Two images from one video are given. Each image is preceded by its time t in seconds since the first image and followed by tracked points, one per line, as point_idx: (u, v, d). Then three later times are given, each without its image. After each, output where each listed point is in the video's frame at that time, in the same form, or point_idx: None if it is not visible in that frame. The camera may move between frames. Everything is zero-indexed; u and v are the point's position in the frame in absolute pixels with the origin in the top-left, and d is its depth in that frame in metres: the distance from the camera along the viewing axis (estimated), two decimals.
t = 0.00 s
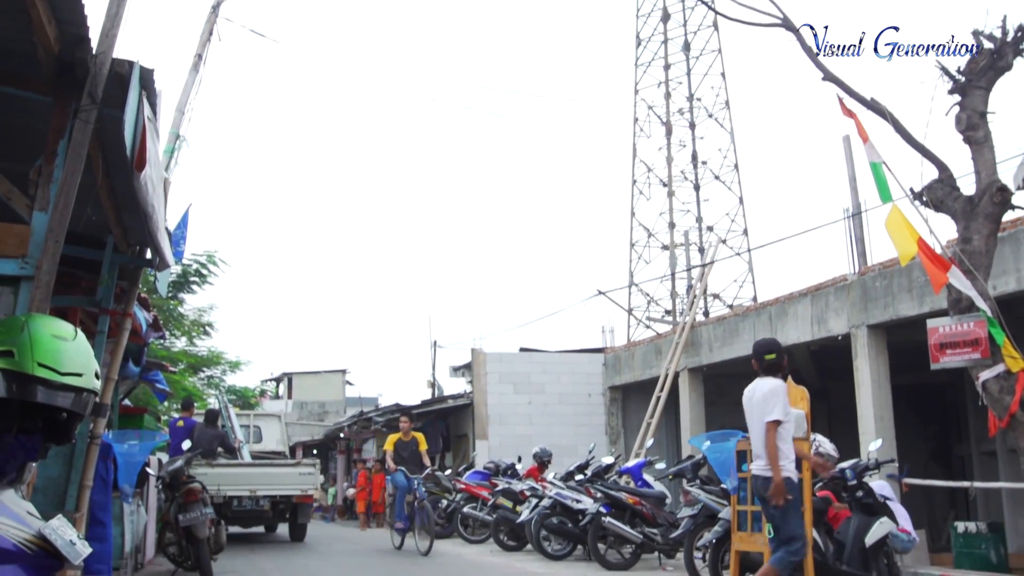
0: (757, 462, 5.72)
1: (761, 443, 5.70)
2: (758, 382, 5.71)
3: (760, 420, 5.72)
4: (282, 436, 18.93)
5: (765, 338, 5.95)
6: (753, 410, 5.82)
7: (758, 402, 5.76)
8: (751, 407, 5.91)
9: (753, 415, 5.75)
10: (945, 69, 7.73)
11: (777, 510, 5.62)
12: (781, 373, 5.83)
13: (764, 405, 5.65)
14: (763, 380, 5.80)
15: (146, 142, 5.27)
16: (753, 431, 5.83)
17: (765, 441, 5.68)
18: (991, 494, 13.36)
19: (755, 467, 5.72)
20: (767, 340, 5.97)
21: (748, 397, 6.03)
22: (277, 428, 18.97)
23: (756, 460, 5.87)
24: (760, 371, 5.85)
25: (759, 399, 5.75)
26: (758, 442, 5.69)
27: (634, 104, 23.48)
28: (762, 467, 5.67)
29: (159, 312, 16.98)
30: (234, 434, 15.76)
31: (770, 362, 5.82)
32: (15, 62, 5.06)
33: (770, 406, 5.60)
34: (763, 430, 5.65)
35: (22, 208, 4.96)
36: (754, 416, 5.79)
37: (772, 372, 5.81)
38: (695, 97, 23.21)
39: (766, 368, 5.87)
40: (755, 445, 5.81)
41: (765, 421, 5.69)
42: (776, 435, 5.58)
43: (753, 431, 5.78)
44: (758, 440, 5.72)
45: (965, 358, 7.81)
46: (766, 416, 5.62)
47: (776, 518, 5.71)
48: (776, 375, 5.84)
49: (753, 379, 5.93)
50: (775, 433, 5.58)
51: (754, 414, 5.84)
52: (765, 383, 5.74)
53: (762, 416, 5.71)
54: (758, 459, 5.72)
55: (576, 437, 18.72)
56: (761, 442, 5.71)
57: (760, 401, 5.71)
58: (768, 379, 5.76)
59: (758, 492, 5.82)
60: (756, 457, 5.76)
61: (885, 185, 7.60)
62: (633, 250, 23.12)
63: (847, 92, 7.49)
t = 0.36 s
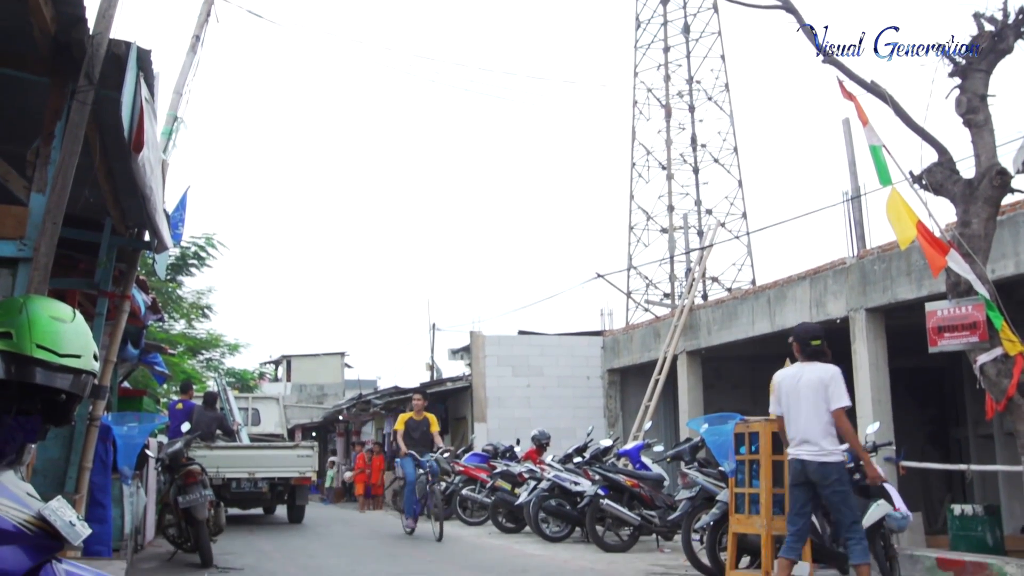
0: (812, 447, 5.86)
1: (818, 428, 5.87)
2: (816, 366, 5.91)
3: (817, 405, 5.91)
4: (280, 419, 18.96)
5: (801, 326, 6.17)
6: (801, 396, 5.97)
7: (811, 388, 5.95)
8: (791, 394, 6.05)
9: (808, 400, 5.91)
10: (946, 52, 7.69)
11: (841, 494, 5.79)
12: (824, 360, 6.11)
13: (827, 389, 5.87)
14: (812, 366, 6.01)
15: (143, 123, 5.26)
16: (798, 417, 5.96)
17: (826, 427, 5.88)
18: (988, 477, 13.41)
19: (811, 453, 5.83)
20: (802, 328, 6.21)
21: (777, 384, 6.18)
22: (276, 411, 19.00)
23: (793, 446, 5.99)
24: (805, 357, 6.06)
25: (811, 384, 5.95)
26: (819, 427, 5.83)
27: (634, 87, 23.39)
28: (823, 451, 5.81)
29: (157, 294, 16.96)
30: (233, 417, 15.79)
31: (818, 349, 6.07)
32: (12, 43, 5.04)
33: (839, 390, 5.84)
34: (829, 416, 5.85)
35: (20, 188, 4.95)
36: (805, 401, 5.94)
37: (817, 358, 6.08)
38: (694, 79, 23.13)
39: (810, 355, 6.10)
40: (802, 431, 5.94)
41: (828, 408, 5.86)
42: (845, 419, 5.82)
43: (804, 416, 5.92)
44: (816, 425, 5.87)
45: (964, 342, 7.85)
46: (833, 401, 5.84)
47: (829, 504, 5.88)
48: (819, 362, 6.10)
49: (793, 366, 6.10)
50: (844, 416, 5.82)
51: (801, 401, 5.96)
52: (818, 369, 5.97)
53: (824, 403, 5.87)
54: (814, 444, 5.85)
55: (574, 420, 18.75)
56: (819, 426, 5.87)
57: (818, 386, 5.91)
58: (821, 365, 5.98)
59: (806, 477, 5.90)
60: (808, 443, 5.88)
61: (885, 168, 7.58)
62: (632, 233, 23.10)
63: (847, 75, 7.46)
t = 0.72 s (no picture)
0: (865, 430, 5.71)
1: (872, 410, 5.73)
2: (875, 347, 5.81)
3: (869, 387, 5.80)
4: (279, 402, 18.98)
5: (845, 307, 6.01)
6: (853, 376, 5.82)
7: (862, 370, 5.84)
8: (839, 373, 5.88)
9: (863, 380, 5.78)
10: (946, 36, 7.66)
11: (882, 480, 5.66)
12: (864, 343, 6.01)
13: (881, 372, 5.80)
14: (861, 348, 5.89)
15: (141, 106, 5.25)
16: (849, 397, 5.79)
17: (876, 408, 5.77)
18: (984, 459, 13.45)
19: (864, 435, 5.68)
20: (844, 310, 6.07)
21: (820, 362, 5.97)
22: (274, 394, 19.03)
23: (838, 428, 5.78)
24: (853, 338, 5.93)
25: (863, 366, 5.84)
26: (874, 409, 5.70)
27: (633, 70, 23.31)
28: (876, 434, 5.68)
29: (156, 278, 16.94)
30: (232, 400, 15.81)
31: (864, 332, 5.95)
32: (8, 24, 5.02)
33: (892, 375, 5.79)
34: (881, 398, 5.77)
35: (17, 171, 4.93)
36: (857, 383, 5.79)
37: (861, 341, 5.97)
38: (694, 63, 23.04)
39: (856, 337, 5.94)
40: (852, 411, 5.77)
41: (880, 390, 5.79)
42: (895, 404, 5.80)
43: (858, 396, 5.76)
44: (869, 407, 5.74)
45: (961, 326, 7.86)
46: (884, 384, 5.78)
47: (869, 490, 5.70)
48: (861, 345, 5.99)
49: (840, 346, 5.92)
50: (894, 401, 5.78)
51: (853, 379, 5.82)
52: (869, 351, 5.87)
53: (878, 384, 5.79)
54: (866, 427, 5.71)
55: (573, 403, 18.78)
56: (870, 408, 5.75)
57: (872, 368, 5.80)
58: (871, 348, 5.88)
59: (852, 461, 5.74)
60: (859, 425, 5.73)
61: (884, 152, 7.57)
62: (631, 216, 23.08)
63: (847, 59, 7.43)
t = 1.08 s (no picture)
0: (881, 415, 5.83)
1: (888, 397, 5.83)
2: (891, 336, 5.89)
3: (886, 373, 5.89)
4: (275, 383, 18.99)
5: (868, 293, 6.07)
6: (870, 363, 5.91)
7: (880, 357, 5.93)
8: (856, 359, 5.97)
9: (880, 367, 5.87)
10: (944, 17, 7.63)
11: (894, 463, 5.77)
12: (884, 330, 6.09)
13: (898, 360, 5.88)
14: (880, 335, 5.97)
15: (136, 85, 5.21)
16: (867, 382, 5.89)
17: (891, 394, 5.86)
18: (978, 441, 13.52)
19: (879, 420, 5.79)
20: (867, 296, 6.12)
21: (838, 347, 6.05)
22: (271, 375, 19.03)
23: (854, 413, 5.90)
24: (874, 325, 6.00)
25: (881, 353, 5.92)
26: (890, 396, 5.81)
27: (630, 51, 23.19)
28: (892, 419, 5.80)
29: (152, 259, 16.89)
30: (228, 381, 15.80)
31: (885, 319, 6.02)
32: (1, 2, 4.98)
33: (909, 362, 5.87)
34: (895, 385, 5.86)
35: (12, 152, 4.90)
36: (874, 369, 5.89)
37: (881, 327, 6.04)
38: (692, 44, 22.91)
39: (876, 323, 6.01)
40: (868, 397, 5.88)
41: (896, 377, 5.87)
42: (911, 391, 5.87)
43: (874, 382, 5.86)
44: (885, 393, 5.84)
45: (957, 308, 7.86)
46: (901, 372, 5.87)
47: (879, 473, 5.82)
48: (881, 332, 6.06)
49: (859, 332, 6.00)
50: (909, 388, 5.86)
51: (870, 366, 5.91)
52: (887, 338, 5.95)
53: (893, 371, 5.88)
54: (882, 412, 5.83)
55: (569, 384, 18.82)
56: (885, 395, 5.86)
57: (889, 355, 5.89)
58: (889, 335, 5.96)
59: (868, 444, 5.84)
60: (876, 411, 5.84)
61: (881, 134, 7.57)
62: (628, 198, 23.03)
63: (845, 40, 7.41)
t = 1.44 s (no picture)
0: (878, 409, 5.90)
1: (883, 391, 5.88)
2: (884, 332, 5.91)
3: (882, 367, 5.92)
4: (260, 369, 18.94)
5: (872, 288, 6.08)
6: (866, 358, 5.98)
7: (877, 351, 5.96)
8: (855, 355, 6.05)
9: (874, 361, 5.92)
10: (931, 4, 7.64)
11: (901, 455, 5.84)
12: (891, 323, 6.08)
13: (893, 354, 5.88)
14: (880, 329, 6.00)
15: (119, 68, 5.21)
16: (864, 377, 5.98)
17: (887, 388, 5.89)
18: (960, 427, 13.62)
19: (875, 415, 5.88)
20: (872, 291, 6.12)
21: (842, 343, 6.15)
22: (255, 361, 18.98)
23: (855, 407, 6.00)
24: (874, 320, 6.03)
25: (878, 347, 5.96)
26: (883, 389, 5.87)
27: (617, 37, 23.13)
28: (887, 413, 5.85)
29: (136, 244, 16.78)
30: (212, 366, 15.75)
31: (887, 313, 6.02)
32: None
33: (904, 355, 5.85)
34: (889, 379, 5.88)
35: None
36: (870, 363, 5.95)
37: (885, 321, 6.04)
38: (679, 30, 22.86)
39: (878, 318, 6.04)
40: (866, 391, 5.96)
41: (892, 370, 5.88)
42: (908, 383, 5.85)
43: (870, 376, 5.93)
44: (881, 388, 5.90)
45: (940, 295, 7.82)
46: (897, 365, 5.87)
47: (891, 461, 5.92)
48: (886, 326, 6.06)
49: (859, 327, 6.06)
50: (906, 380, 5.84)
51: (867, 361, 5.97)
52: (886, 332, 5.97)
53: (888, 365, 5.90)
54: (879, 406, 5.89)
55: (554, 370, 18.86)
56: (882, 388, 5.91)
57: (884, 349, 5.92)
58: (888, 329, 5.97)
59: (867, 437, 5.94)
60: (873, 404, 5.91)
61: (867, 121, 7.61)
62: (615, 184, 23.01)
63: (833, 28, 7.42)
